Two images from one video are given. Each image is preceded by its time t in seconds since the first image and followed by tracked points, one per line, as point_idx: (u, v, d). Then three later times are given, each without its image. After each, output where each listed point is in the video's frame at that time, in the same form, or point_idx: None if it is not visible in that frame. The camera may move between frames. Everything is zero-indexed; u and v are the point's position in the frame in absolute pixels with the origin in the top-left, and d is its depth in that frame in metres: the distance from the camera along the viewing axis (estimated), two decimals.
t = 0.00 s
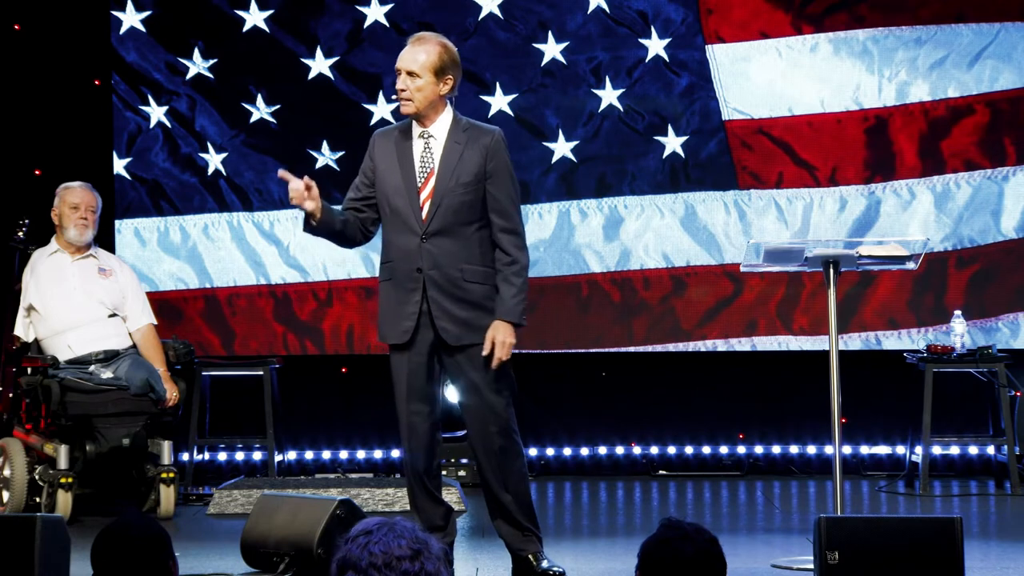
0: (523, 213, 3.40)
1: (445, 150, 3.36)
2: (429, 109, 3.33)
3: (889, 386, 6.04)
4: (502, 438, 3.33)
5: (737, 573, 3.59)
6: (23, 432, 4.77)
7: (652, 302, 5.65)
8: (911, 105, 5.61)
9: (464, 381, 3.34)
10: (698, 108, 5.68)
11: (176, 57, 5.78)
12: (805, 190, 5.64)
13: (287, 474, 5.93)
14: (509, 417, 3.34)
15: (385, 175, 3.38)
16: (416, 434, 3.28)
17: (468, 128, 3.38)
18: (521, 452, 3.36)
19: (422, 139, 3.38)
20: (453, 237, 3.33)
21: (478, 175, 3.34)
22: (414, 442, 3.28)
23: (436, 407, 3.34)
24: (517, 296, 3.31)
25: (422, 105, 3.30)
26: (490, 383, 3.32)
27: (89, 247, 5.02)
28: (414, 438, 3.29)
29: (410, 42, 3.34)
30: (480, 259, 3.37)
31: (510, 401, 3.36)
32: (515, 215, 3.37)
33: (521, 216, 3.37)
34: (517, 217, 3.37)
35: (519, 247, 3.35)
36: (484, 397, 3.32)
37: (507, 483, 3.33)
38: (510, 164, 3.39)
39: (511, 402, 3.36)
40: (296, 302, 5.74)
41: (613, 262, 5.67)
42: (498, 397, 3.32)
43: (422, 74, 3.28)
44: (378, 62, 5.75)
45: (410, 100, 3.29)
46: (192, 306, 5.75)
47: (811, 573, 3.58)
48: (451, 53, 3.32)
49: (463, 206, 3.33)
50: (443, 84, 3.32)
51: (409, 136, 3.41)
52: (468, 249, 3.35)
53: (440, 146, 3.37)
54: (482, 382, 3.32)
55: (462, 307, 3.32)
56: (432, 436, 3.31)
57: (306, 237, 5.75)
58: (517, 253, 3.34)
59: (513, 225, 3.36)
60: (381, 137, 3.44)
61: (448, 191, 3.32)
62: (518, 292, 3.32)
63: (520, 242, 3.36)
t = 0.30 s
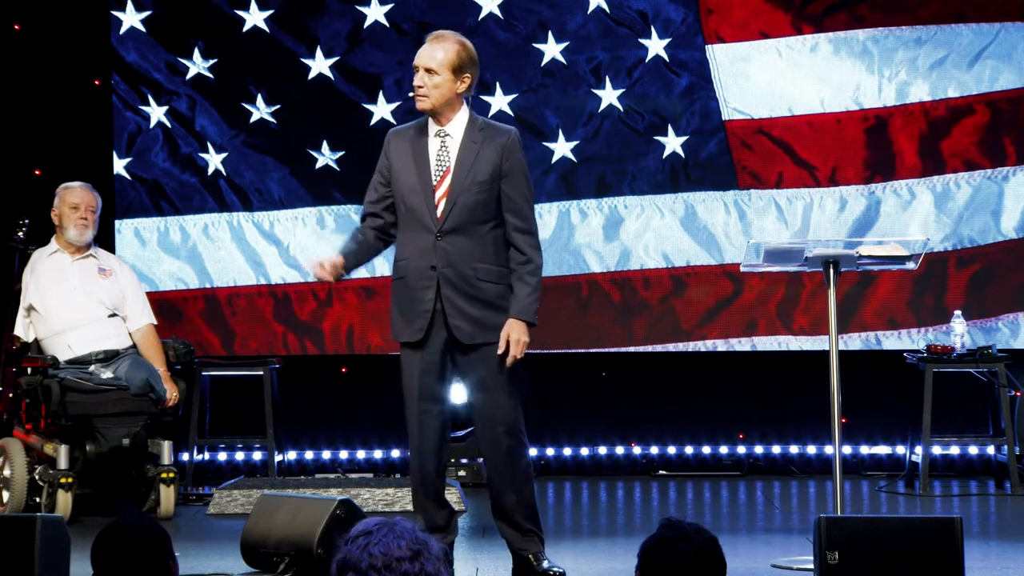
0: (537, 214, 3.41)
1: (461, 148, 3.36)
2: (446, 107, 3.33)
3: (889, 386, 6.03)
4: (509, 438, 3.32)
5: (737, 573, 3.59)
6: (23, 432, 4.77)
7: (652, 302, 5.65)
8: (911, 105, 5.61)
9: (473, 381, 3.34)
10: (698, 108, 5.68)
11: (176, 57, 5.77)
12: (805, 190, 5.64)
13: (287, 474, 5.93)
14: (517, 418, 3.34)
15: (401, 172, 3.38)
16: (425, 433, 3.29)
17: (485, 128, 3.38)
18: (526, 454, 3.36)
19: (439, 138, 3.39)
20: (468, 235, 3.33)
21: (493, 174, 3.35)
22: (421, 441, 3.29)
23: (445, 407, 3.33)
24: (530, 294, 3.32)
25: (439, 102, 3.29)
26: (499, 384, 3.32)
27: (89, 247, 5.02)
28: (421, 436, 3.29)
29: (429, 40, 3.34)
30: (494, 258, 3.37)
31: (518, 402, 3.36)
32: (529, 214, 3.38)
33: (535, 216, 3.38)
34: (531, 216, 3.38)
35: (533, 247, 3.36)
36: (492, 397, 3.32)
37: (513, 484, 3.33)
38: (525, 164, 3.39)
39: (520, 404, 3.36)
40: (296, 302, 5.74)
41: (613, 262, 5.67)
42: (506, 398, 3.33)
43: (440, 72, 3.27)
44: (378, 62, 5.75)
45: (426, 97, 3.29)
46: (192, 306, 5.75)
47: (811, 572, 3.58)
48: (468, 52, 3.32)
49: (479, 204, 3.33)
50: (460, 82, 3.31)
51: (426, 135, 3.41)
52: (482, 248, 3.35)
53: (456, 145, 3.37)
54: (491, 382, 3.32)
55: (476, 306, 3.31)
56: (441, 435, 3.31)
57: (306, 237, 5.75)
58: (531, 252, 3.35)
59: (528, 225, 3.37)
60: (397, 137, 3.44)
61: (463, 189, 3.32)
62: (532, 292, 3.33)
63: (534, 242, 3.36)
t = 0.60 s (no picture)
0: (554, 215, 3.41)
1: (481, 146, 3.36)
2: (466, 105, 3.32)
3: (889, 386, 6.03)
4: (518, 438, 3.32)
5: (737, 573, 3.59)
6: (23, 432, 4.77)
7: (652, 303, 5.66)
8: (911, 105, 5.61)
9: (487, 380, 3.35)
10: (698, 108, 5.68)
11: (176, 57, 5.78)
12: (805, 190, 5.64)
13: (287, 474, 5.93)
14: (529, 418, 3.34)
15: (420, 171, 3.37)
16: (438, 431, 3.30)
17: (504, 127, 3.38)
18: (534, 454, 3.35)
19: (458, 137, 3.38)
20: (486, 233, 3.33)
21: (512, 173, 3.35)
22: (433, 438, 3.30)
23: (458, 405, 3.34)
24: (546, 294, 3.31)
25: (459, 100, 3.28)
26: (514, 384, 3.32)
27: (89, 247, 5.02)
28: (434, 433, 3.31)
29: (450, 38, 3.33)
30: (512, 257, 3.37)
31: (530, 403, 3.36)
32: (547, 214, 3.38)
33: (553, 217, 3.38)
34: (549, 216, 3.38)
35: (550, 247, 3.36)
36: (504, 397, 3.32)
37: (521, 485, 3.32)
38: (544, 164, 3.39)
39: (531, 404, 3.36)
40: (296, 302, 5.74)
41: (613, 262, 5.67)
42: (518, 397, 3.32)
43: (461, 70, 3.26)
44: (378, 62, 5.75)
45: (446, 95, 3.27)
46: (192, 306, 5.75)
47: (810, 572, 3.58)
48: (490, 51, 3.31)
49: (498, 203, 3.33)
50: (481, 81, 3.30)
51: (444, 134, 3.41)
52: (500, 247, 3.35)
53: (476, 143, 3.37)
54: (504, 382, 3.33)
55: (492, 304, 3.32)
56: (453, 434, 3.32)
57: (306, 237, 5.75)
58: (548, 252, 3.35)
59: (545, 224, 3.37)
60: (415, 135, 3.44)
61: (482, 187, 3.32)
62: (547, 291, 3.32)
63: (551, 242, 3.37)
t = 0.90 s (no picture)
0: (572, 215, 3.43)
1: (501, 146, 3.38)
2: (484, 106, 3.34)
3: (889, 386, 6.03)
4: (531, 436, 3.30)
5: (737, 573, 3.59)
6: (23, 432, 4.77)
7: (652, 302, 5.65)
8: (911, 105, 5.61)
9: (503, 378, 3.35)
10: (698, 108, 5.67)
11: (176, 57, 5.78)
12: (805, 190, 5.64)
13: (287, 474, 5.93)
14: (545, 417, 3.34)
15: (440, 171, 3.39)
16: (452, 428, 3.29)
17: (523, 128, 3.41)
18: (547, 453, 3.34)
19: (477, 137, 3.40)
20: (507, 232, 3.34)
21: (532, 173, 3.36)
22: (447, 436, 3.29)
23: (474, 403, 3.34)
24: (569, 294, 3.35)
25: (479, 100, 3.30)
26: (532, 382, 3.32)
27: (88, 247, 5.02)
28: (448, 430, 3.29)
29: (469, 40, 3.35)
30: (532, 256, 3.38)
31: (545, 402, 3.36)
32: (566, 214, 3.40)
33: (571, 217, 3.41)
34: (568, 216, 3.40)
35: (569, 246, 3.39)
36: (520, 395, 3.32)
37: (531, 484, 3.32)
38: (562, 165, 3.41)
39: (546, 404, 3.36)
40: (296, 302, 5.74)
41: (613, 262, 5.67)
42: (534, 396, 3.32)
43: (481, 70, 3.28)
44: (377, 62, 5.75)
45: (466, 96, 3.29)
46: (191, 306, 5.75)
47: (811, 572, 3.57)
48: (509, 52, 3.34)
49: (518, 202, 3.35)
50: (500, 82, 3.32)
51: (463, 134, 3.42)
52: (520, 246, 3.36)
53: (495, 143, 3.39)
54: (521, 379, 3.32)
55: (512, 303, 3.32)
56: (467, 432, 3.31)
57: (306, 237, 5.76)
58: (568, 252, 3.38)
59: (564, 224, 3.39)
60: (433, 135, 3.45)
61: (503, 187, 3.34)
62: (570, 291, 3.36)
63: (570, 241, 3.39)
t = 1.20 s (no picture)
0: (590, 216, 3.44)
1: (520, 146, 3.39)
2: (505, 107, 3.36)
3: (889, 386, 6.03)
4: (547, 436, 3.30)
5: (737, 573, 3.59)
6: (23, 432, 4.77)
7: (652, 302, 5.65)
8: (912, 105, 5.61)
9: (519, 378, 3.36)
10: (698, 108, 5.67)
11: (176, 57, 5.78)
12: (805, 190, 5.64)
13: (287, 474, 5.93)
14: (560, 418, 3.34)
15: (459, 172, 3.38)
16: (467, 429, 3.29)
17: (541, 129, 3.42)
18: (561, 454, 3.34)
19: (497, 138, 3.41)
20: (528, 232, 3.35)
21: (552, 174, 3.37)
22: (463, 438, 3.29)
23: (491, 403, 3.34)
24: (589, 294, 3.36)
25: (500, 102, 3.32)
26: (551, 382, 3.33)
27: (89, 247, 5.02)
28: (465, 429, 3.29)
29: (491, 40, 3.36)
30: (552, 256, 3.39)
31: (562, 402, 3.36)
32: (585, 214, 3.42)
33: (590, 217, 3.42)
34: (587, 216, 3.42)
35: (589, 247, 3.40)
36: (537, 395, 3.32)
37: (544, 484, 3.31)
38: (581, 166, 3.42)
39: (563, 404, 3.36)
40: (296, 302, 5.74)
41: (613, 262, 5.67)
42: (552, 396, 3.32)
43: (502, 72, 3.30)
44: (377, 62, 5.75)
45: (487, 97, 3.31)
46: (191, 306, 5.74)
47: (811, 572, 3.57)
48: (530, 54, 3.35)
49: (539, 202, 3.36)
50: (521, 83, 3.34)
51: (481, 135, 3.43)
52: (541, 246, 3.37)
53: (514, 144, 3.40)
54: (541, 379, 3.32)
55: (533, 304, 3.33)
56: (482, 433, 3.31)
57: (306, 238, 5.76)
58: (586, 252, 3.39)
59: (584, 225, 3.40)
60: (451, 136, 3.44)
61: (524, 187, 3.34)
62: (590, 291, 3.37)
63: (589, 242, 3.41)
